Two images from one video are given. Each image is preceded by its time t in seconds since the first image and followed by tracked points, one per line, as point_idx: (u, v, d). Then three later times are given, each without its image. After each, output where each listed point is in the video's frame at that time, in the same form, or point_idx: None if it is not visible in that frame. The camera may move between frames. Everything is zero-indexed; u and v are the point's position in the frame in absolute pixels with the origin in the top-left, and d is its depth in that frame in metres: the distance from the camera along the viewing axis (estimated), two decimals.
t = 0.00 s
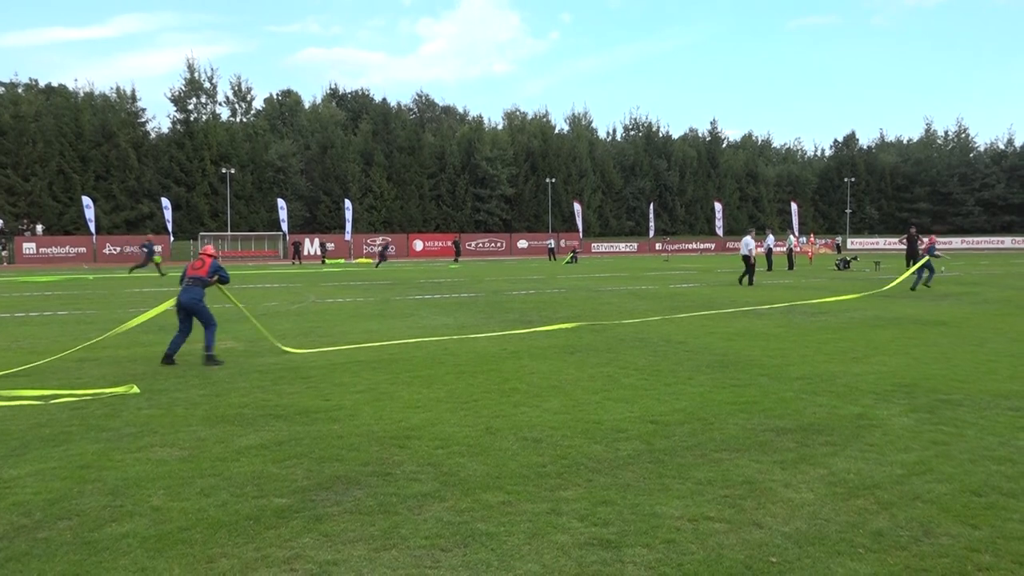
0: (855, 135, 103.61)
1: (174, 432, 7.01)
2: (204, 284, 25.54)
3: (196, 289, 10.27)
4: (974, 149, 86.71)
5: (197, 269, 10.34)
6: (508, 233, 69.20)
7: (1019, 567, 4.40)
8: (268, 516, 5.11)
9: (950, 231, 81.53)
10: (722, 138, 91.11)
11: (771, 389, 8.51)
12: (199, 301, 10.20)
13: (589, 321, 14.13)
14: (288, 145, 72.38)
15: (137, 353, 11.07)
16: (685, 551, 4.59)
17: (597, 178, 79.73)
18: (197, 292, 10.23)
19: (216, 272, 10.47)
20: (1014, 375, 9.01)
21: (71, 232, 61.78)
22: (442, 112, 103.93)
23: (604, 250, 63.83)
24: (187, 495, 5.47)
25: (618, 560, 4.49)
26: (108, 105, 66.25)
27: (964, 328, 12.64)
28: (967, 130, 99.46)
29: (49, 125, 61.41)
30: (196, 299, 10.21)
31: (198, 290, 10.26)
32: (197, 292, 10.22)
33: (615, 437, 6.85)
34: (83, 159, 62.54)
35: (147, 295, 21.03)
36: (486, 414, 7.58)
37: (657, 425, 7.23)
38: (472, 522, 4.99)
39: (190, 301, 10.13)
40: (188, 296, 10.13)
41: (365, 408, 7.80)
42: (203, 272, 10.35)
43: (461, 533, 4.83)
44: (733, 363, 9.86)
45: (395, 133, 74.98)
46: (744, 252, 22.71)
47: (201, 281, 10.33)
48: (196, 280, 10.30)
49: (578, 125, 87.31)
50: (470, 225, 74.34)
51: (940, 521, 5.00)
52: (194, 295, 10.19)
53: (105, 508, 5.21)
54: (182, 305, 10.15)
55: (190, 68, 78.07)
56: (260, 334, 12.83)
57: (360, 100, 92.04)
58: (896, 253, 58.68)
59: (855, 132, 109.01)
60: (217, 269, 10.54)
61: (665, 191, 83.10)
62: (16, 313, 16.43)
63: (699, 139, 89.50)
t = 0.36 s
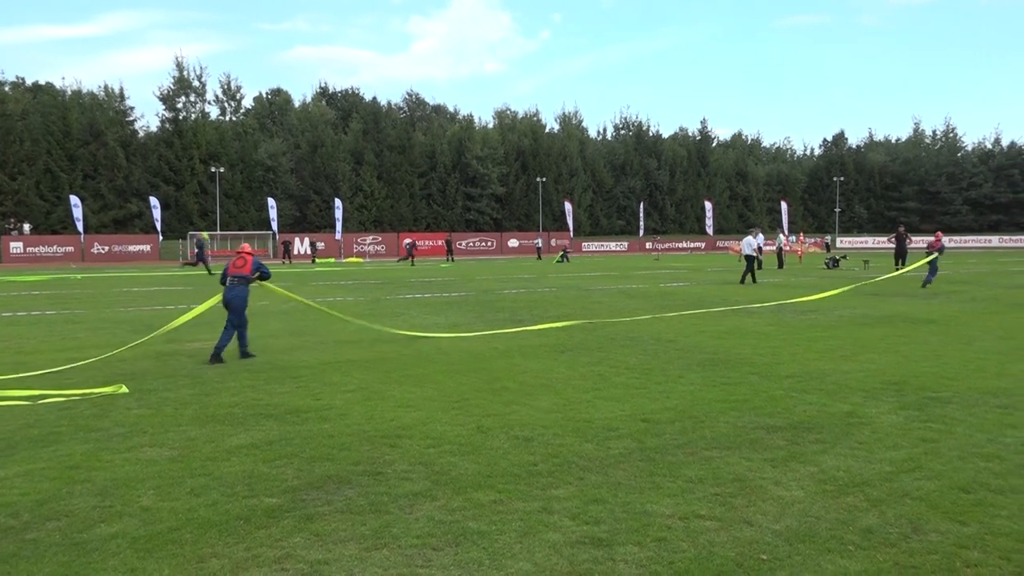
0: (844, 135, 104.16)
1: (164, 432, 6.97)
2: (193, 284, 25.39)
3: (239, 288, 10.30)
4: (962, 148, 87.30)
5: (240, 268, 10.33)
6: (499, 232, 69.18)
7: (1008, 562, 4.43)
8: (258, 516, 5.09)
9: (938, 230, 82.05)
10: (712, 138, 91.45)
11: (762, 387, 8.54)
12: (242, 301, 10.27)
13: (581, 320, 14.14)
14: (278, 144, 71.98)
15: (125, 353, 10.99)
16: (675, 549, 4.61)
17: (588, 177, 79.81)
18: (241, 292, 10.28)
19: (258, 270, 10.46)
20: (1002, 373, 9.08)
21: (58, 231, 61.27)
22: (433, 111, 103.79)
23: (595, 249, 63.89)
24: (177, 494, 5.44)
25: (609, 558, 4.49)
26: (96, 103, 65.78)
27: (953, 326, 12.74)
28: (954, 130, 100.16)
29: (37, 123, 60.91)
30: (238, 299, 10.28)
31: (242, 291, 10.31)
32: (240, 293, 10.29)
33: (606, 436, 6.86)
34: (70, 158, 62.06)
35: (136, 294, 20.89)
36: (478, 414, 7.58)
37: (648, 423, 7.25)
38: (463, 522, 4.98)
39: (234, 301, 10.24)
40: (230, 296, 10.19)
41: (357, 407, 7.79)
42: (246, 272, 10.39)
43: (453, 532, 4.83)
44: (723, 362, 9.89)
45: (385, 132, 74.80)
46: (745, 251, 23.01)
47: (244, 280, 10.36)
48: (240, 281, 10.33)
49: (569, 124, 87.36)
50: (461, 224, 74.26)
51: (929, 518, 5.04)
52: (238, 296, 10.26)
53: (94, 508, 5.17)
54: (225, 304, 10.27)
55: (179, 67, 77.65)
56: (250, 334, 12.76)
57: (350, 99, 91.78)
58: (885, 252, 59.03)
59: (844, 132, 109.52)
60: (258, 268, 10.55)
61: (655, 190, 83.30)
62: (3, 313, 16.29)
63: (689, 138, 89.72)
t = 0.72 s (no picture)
0: (833, 133, 104.63)
1: (153, 432, 6.93)
2: (181, 282, 25.22)
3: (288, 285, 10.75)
4: (949, 146, 87.90)
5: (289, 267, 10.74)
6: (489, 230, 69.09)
7: (995, 557, 4.48)
8: (248, 515, 5.07)
9: (926, 227, 82.52)
10: (702, 136, 91.71)
11: (751, 384, 8.59)
12: (292, 297, 10.68)
13: (571, 318, 14.15)
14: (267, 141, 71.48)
15: (114, 352, 10.90)
16: (667, 546, 4.62)
17: (578, 175, 79.80)
18: (290, 288, 10.69)
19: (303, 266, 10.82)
20: (989, 369, 9.16)
21: (45, 230, 60.72)
22: (422, 109, 103.51)
23: (585, 247, 63.97)
24: (166, 494, 5.41)
25: (600, 555, 4.50)
26: (83, 101, 65.22)
27: (940, 323, 12.85)
28: (942, 128, 100.83)
29: (23, 121, 60.35)
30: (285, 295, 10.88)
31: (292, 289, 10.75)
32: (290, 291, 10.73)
33: (597, 433, 6.87)
34: (57, 156, 61.54)
35: (124, 293, 20.72)
36: (469, 411, 7.59)
37: (639, 421, 7.27)
38: (455, 520, 4.98)
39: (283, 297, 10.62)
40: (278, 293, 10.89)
41: (348, 406, 7.77)
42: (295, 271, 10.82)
43: (444, 531, 4.82)
44: (714, 359, 9.92)
45: (375, 130, 74.51)
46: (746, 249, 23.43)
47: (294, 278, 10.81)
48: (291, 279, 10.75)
49: (559, 122, 87.30)
50: (451, 222, 74.14)
51: (918, 513, 5.08)
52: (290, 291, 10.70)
53: (83, 508, 5.14)
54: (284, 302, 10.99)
55: (166, 64, 77.10)
56: (240, 333, 12.68)
57: (340, 97, 91.37)
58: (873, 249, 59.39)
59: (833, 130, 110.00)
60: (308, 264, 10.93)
61: (645, 187, 83.48)
62: None
63: (679, 136, 89.85)
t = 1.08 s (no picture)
0: (816, 128, 105.34)
1: (137, 431, 6.88)
2: (163, 280, 24.99)
3: (346, 278, 11.21)
4: (930, 142, 88.72)
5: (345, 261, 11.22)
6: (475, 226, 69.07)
7: (976, 547, 4.53)
8: (233, 514, 5.04)
9: (908, 222, 83.27)
10: (686, 132, 92.02)
11: (735, 379, 8.64)
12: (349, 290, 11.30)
13: (556, 313, 14.18)
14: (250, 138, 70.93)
15: (96, 351, 10.80)
16: (652, 540, 4.64)
17: (563, 172, 79.88)
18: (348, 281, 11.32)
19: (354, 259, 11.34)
20: (970, 362, 9.27)
21: (25, 228, 60.00)
22: (407, 105, 103.23)
23: (570, 243, 64.13)
24: (150, 494, 5.37)
25: (587, 550, 4.52)
26: (63, 97, 64.49)
27: (922, 317, 12.98)
28: (923, 124, 101.77)
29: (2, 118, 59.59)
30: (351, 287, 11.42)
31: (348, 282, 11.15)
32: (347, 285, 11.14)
33: (583, 429, 6.88)
34: (37, 153, 60.83)
35: (105, 291, 20.51)
36: (455, 408, 7.58)
37: (624, 416, 7.30)
38: (441, 517, 4.97)
39: (339, 289, 11.04)
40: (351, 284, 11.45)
41: (332, 403, 7.75)
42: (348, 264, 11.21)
43: (431, 528, 4.82)
44: (699, 354, 9.97)
45: (360, 127, 74.18)
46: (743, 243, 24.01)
47: (352, 271, 11.25)
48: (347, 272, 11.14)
49: (544, 119, 87.33)
50: (436, 219, 73.93)
51: (901, 506, 5.13)
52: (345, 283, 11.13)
53: (65, 508, 5.09)
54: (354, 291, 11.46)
55: (148, 60, 76.41)
56: (224, 331, 12.60)
57: (324, 93, 90.90)
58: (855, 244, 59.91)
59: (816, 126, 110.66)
60: (364, 253, 11.11)
61: (630, 183, 83.65)
62: None
63: (663, 132, 90.18)
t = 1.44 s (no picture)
0: (799, 126, 106.01)
1: (120, 432, 6.82)
2: (145, 280, 24.77)
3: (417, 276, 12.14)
4: (912, 140, 89.54)
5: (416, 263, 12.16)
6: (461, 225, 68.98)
7: (958, 542, 4.58)
8: (218, 515, 5.01)
9: (890, 219, 83.98)
10: (671, 130, 92.32)
11: (721, 376, 8.68)
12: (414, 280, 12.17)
13: (541, 312, 14.17)
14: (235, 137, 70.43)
15: (78, 352, 10.70)
16: (638, 537, 4.66)
17: (549, 170, 79.93)
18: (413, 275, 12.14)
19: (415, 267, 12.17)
20: (950, 358, 9.37)
21: (6, 228, 59.28)
22: (392, 104, 102.91)
23: (556, 241, 64.19)
24: (134, 495, 5.33)
25: (573, 548, 4.53)
26: (44, 95, 63.76)
27: (904, 313, 13.10)
28: (905, 122, 102.68)
29: None
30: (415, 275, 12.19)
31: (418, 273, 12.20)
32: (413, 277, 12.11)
33: (569, 427, 6.89)
34: (18, 152, 60.12)
35: (87, 292, 20.29)
36: (441, 407, 7.56)
37: (610, 414, 7.32)
38: (428, 516, 4.97)
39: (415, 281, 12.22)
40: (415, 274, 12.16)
41: (318, 403, 7.71)
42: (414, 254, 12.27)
43: (417, 527, 4.81)
44: (684, 352, 10.00)
45: (344, 125, 73.90)
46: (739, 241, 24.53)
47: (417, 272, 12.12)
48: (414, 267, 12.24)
49: (529, 117, 87.35)
50: (422, 218, 73.70)
51: (883, 501, 5.19)
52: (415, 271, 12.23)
53: (48, 511, 5.04)
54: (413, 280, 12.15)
55: (130, 58, 75.71)
56: (209, 331, 12.51)
57: (308, 91, 90.41)
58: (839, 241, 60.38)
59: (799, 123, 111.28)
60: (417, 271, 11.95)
61: (615, 182, 83.77)
62: None
63: (648, 130, 90.46)
